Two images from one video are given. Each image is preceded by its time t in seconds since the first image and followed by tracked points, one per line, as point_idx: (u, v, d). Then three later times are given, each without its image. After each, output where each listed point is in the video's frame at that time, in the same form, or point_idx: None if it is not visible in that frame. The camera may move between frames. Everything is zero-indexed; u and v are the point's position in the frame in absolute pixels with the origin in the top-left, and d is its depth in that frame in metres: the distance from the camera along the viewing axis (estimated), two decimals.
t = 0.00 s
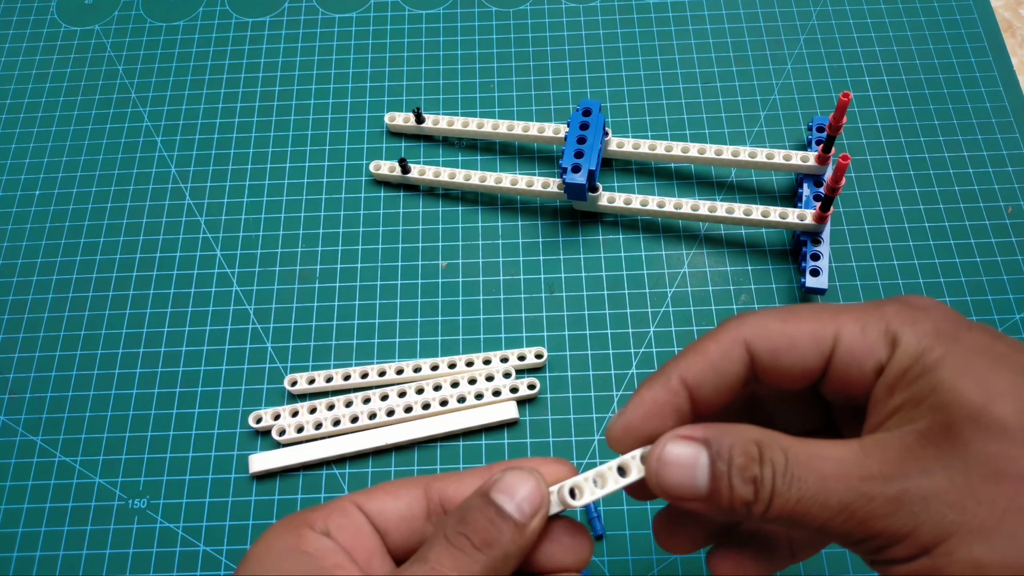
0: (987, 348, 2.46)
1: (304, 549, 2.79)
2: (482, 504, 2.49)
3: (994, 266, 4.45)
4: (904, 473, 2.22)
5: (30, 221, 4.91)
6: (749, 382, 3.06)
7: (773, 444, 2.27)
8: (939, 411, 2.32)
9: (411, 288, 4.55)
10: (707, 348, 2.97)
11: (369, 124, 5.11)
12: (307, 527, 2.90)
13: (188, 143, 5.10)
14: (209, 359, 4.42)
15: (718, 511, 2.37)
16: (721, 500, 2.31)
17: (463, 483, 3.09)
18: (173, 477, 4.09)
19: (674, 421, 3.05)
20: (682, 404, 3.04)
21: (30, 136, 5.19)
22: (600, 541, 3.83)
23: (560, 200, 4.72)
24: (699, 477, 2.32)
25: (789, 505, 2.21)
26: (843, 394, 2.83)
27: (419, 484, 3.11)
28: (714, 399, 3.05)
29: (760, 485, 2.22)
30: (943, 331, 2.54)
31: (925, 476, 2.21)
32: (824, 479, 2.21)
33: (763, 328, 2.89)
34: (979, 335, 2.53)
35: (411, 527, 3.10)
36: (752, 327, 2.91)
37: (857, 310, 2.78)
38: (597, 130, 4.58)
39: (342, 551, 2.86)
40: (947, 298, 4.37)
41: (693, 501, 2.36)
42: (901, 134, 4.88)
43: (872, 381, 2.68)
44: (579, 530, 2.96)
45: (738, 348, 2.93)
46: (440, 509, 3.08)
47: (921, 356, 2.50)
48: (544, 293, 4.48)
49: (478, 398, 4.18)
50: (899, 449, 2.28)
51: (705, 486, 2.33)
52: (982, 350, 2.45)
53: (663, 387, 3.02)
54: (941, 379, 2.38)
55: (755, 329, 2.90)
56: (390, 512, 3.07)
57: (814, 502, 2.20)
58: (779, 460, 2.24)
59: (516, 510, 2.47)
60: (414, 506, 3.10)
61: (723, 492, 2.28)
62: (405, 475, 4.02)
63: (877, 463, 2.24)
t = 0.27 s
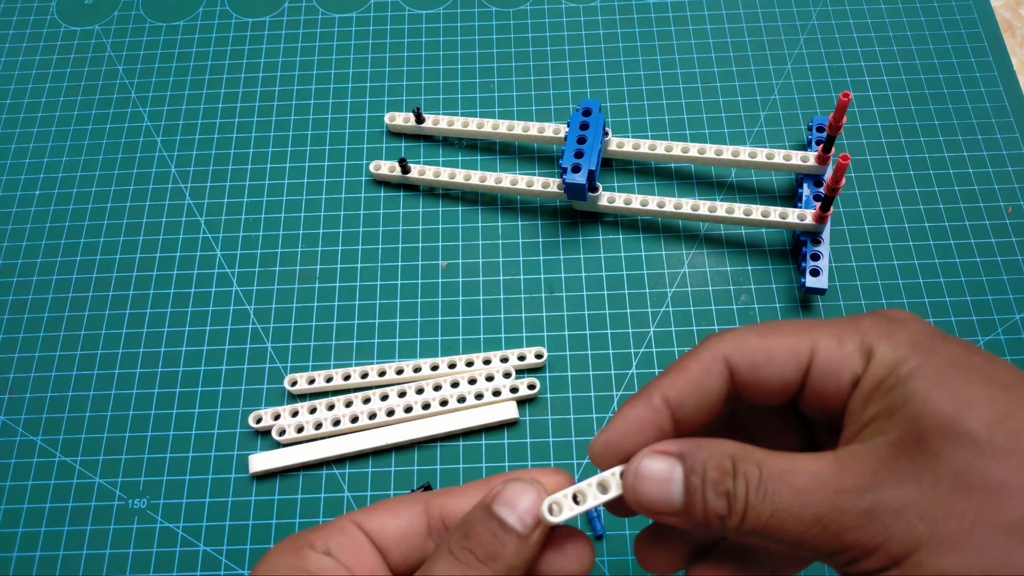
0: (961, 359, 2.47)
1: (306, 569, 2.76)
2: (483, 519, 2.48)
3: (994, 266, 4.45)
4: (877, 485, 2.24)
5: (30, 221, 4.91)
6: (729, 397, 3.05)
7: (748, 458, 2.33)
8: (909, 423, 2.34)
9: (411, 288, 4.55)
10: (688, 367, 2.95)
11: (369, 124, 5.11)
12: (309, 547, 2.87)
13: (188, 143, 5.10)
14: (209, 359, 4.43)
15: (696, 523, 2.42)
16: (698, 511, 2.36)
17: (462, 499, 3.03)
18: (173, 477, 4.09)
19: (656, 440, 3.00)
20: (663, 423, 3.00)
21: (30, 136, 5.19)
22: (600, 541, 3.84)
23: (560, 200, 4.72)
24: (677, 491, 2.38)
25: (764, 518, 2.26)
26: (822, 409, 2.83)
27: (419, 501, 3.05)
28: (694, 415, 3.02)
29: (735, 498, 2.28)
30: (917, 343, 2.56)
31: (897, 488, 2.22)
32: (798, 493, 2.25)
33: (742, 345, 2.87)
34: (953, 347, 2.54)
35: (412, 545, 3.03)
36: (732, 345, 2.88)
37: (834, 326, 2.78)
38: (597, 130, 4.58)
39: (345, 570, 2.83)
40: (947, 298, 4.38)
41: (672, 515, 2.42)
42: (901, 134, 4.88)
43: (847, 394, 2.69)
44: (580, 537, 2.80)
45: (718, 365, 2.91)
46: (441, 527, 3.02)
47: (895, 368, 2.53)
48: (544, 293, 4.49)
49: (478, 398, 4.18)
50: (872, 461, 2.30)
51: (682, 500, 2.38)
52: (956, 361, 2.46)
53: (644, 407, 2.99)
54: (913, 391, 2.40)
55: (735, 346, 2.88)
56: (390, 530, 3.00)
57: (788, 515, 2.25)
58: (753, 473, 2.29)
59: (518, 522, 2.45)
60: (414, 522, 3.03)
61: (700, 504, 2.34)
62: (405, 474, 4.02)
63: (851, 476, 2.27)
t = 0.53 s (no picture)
0: (942, 367, 2.50)
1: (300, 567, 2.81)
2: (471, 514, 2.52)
3: (994, 266, 4.45)
4: (856, 500, 2.27)
5: (30, 221, 4.91)
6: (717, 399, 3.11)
7: (727, 473, 2.40)
8: (889, 435, 2.36)
9: (411, 288, 4.55)
10: (674, 370, 3.03)
11: (369, 124, 5.11)
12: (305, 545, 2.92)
13: (188, 143, 5.11)
14: (209, 359, 4.43)
15: (677, 532, 2.54)
16: (677, 522, 2.49)
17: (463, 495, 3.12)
18: (173, 477, 4.10)
19: (646, 444, 3.03)
20: (653, 427, 3.05)
21: (30, 136, 5.20)
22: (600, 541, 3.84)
23: (560, 200, 4.72)
24: (655, 501, 2.52)
25: (744, 532, 2.34)
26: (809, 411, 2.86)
27: (417, 496, 3.12)
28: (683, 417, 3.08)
29: (711, 512, 2.37)
30: (899, 348, 2.60)
31: (877, 502, 2.25)
32: (777, 508, 2.31)
33: (727, 345, 2.95)
34: (936, 353, 2.56)
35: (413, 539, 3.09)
36: (716, 345, 2.97)
37: (816, 327, 2.86)
38: (597, 130, 4.58)
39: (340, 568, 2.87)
40: (947, 298, 4.37)
41: (651, 524, 2.56)
42: (901, 134, 4.88)
43: (829, 395, 2.74)
44: (589, 532, 2.99)
45: (703, 366, 3.00)
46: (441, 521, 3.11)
47: (876, 373, 2.56)
48: (544, 293, 4.49)
49: (478, 399, 4.18)
50: (854, 475, 2.32)
51: (660, 509, 2.53)
52: (937, 370, 2.49)
53: (633, 410, 3.04)
54: (892, 400, 2.43)
55: (719, 347, 2.96)
56: (389, 526, 3.06)
57: (766, 529, 2.32)
58: (731, 489, 2.37)
59: (502, 518, 2.48)
60: (416, 518, 3.09)
61: (678, 515, 2.47)
62: (405, 474, 4.02)
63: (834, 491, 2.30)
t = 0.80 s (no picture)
0: (934, 363, 2.49)
1: (326, 556, 2.77)
2: (535, 525, 2.50)
3: (994, 266, 4.45)
4: (847, 499, 2.28)
5: (30, 221, 4.90)
6: (715, 393, 3.12)
7: (717, 475, 2.43)
8: (880, 432, 2.37)
9: (411, 288, 4.55)
10: (670, 363, 3.06)
11: (369, 124, 5.11)
12: (327, 533, 2.88)
13: (188, 143, 5.10)
14: (209, 359, 4.42)
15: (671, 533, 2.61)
16: (670, 523, 2.56)
17: (473, 481, 3.17)
18: (173, 477, 4.09)
19: (643, 438, 3.07)
20: (650, 422, 3.08)
21: (30, 136, 5.19)
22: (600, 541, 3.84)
23: (560, 200, 4.72)
24: (643, 502, 2.69)
25: (736, 533, 2.37)
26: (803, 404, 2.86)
27: (426, 479, 3.16)
28: (680, 409, 3.09)
29: (703, 515, 2.41)
30: (890, 342, 2.59)
31: (869, 501, 2.27)
32: (768, 509, 2.34)
33: (721, 337, 2.97)
34: (929, 348, 2.55)
35: (423, 522, 3.15)
36: (711, 337, 2.98)
37: (810, 319, 2.85)
38: (597, 130, 4.58)
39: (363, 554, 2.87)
40: (947, 298, 4.37)
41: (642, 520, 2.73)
42: (901, 134, 4.88)
43: (820, 389, 2.73)
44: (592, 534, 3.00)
45: (697, 358, 3.02)
46: (448, 506, 3.17)
47: (866, 367, 2.56)
48: (544, 293, 4.48)
49: (478, 399, 4.18)
50: (846, 473, 2.33)
51: (648, 510, 2.69)
52: (929, 365, 2.48)
53: (630, 403, 3.08)
54: (882, 396, 2.43)
55: (714, 339, 2.98)
56: (404, 509, 3.11)
57: (758, 532, 2.35)
58: (720, 490, 2.40)
59: (568, 533, 2.47)
60: (428, 502, 3.14)
61: (670, 518, 2.55)
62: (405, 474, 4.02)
63: (825, 490, 2.31)
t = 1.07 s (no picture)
0: (936, 379, 2.49)
1: (341, 543, 2.76)
2: (536, 529, 2.52)
3: (994, 266, 4.45)
4: (850, 514, 2.30)
5: (30, 221, 4.91)
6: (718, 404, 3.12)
7: (723, 490, 2.46)
8: (883, 448, 2.38)
9: (411, 288, 4.55)
10: (673, 374, 3.05)
11: (369, 124, 5.11)
12: (344, 520, 2.88)
13: (188, 143, 5.11)
14: (209, 359, 4.43)
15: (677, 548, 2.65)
16: (676, 538, 2.59)
17: (485, 481, 3.17)
18: (173, 477, 4.09)
19: (645, 450, 3.08)
20: (653, 435, 3.09)
21: (30, 136, 5.19)
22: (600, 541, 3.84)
23: (559, 200, 4.72)
24: (649, 517, 2.69)
25: (741, 548, 2.40)
26: (807, 417, 2.86)
27: (441, 474, 3.14)
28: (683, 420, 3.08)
29: (709, 530, 2.44)
30: (892, 358, 2.60)
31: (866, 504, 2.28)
32: (772, 524, 2.36)
33: (724, 350, 2.96)
34: (931, 364, 2.56)
35: (435, 518, 3.13)
36: (714, 350, 2.98)
37: (813, 333, 2.85)
38: (597, 130, 4.57)
39: (377, 544, 2.86)
40: (947, 299, 4.37)
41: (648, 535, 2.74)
42: (901, 134, 4.88)
43: (822, 404, 2.75)
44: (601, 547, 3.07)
45: (701, 370, 3.01)
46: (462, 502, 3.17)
47: (869, 382, 2.57)
48: (544, 293, 4.49)
49: (478, 399, 4.18)
50: (848, 489, 2.36)
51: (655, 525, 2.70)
52: (931, 381, 2.48)
53: (632, 413, 3.08)
54: (885, 411, 2.44)
55: (717, 352, 2.97)
56: (422, 500, 3.09)
57: (763, 546, 2.37)
58: (725, 505, 2.43)
59: (567, 538, 2.49)
60: (442, 499, 3.13)
61: (675, 532, 2.59)
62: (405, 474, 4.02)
63: (829, 506, 2.33)
